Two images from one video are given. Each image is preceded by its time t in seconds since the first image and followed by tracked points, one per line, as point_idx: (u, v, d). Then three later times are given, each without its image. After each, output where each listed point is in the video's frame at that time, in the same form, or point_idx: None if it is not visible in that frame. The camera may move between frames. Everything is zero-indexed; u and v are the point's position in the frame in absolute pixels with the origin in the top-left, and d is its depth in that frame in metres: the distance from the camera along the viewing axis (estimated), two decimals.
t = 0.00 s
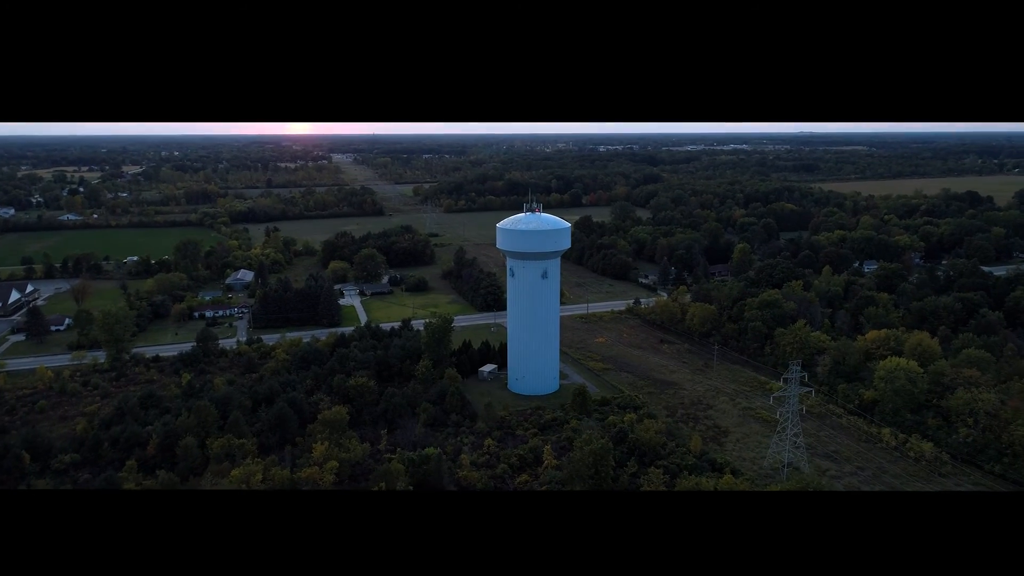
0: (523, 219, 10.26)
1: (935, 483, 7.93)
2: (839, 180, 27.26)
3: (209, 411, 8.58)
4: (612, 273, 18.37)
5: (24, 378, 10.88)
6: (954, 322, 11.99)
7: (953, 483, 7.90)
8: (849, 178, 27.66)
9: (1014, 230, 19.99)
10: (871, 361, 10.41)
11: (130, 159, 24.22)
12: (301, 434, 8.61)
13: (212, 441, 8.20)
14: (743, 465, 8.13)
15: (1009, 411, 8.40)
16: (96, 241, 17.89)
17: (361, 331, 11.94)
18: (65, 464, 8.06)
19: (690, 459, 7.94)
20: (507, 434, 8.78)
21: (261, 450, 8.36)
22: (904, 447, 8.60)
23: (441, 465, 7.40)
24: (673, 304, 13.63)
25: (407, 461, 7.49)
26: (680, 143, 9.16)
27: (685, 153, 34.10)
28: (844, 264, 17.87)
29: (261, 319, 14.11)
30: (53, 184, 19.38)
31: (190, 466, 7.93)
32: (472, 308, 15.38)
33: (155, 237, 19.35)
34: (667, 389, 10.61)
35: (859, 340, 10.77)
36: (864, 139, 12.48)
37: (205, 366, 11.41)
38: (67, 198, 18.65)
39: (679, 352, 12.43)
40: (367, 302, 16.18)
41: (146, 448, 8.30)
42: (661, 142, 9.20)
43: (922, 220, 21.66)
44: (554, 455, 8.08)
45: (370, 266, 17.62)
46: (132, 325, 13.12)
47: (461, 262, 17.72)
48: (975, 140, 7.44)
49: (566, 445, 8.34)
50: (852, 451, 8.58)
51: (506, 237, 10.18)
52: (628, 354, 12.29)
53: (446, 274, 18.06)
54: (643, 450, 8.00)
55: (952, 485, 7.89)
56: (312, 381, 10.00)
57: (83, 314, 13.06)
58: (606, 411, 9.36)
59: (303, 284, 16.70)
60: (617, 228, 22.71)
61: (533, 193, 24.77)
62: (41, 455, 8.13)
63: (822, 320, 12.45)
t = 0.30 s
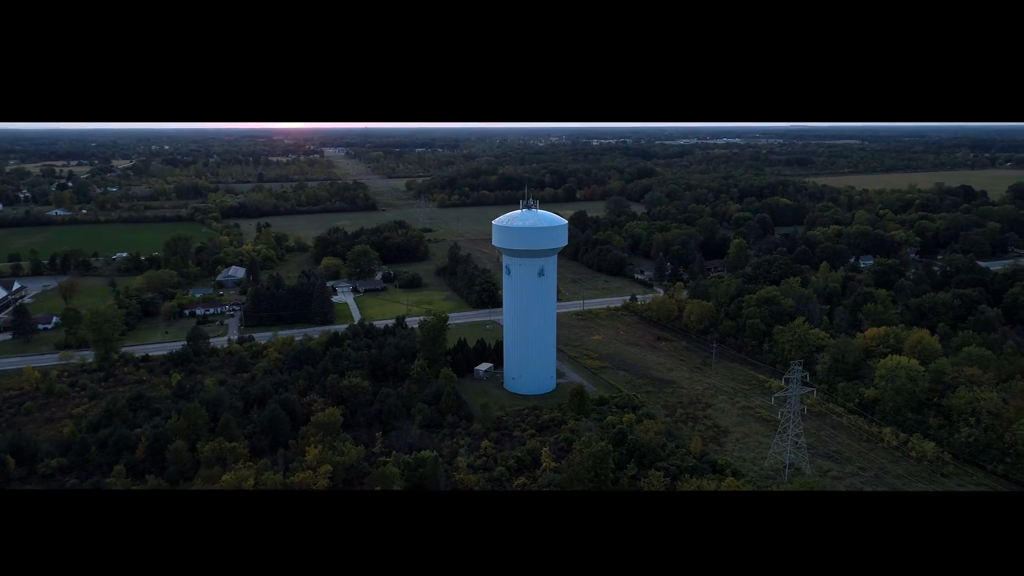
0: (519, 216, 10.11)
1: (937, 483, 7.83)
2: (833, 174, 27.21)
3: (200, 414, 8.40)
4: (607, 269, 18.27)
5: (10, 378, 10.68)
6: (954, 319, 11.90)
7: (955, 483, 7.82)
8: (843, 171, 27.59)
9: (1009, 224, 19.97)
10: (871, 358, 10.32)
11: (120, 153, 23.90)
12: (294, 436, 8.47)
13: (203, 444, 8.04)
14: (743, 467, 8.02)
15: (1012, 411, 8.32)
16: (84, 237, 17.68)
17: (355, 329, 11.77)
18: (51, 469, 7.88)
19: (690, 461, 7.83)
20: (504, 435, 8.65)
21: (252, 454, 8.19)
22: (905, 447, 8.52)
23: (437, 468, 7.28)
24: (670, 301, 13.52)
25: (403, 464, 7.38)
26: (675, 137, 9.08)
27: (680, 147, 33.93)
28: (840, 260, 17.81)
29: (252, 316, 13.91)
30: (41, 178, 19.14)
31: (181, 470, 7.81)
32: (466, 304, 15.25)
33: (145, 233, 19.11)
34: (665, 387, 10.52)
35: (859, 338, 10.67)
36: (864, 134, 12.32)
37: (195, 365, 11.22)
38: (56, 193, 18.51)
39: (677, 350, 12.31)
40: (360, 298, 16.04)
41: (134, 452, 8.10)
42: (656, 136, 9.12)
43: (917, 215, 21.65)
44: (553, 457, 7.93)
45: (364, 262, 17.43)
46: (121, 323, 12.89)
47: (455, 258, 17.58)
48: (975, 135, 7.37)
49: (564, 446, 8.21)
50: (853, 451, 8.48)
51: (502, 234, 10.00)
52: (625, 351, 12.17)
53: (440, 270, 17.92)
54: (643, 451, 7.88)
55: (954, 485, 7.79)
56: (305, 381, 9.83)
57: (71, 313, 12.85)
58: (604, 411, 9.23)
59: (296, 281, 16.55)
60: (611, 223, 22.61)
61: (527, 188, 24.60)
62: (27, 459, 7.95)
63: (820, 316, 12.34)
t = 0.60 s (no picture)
0: (514, 213, 9.94)
1: (937, 483, 7.75)
2: (824, 168, 27.17)
3: (188, 416, 8.23)
4: (600, 264, 18.14)
5: None
6: (950, 315, 11.83)
7: (955, 482, 7.73)
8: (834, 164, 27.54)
9: (1001, 218, 19.99)
10: (868, 356, 10.23)
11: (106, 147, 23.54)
12: (284, 439, 8.30)
13: (191, 448, 7.88)
14: (742, 468, 7.91)
15: (1011, 409, 8.25)
16: (70, 233, 17.41)
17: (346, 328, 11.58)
18: (34, 474, 7.68)
19: (689, 462, 7.71)
20: (499, 436, 8.50)
21: (242, 457, 8.02)
22: (904, 446, 8.43)
23: (430, 471, 7.18)
24: (665, 298, 13.40)
25: (397, 468, 7.27)
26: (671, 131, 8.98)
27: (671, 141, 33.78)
28: (833, 255, 17.75)
29: (241, 315, 13.69)
30: (25, 173, 18.82)
31: (168, 475, 7.64)
32: (459, 301, 15.07)
33: (132, 229, 18.82)
34: (660, 386, 10.41)
35: (856, 335, 10.59)
36: (860, 130, 12.18)
37: (183, 366, 11.01)
38: (40, 188, 18.40)
39: (672, 347, 12.20)
40: (351, 295, 15.84)
41: (120, 456, 7.91)
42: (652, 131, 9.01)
43: (908, 209, 21.64)
44: (550, 459, 7.79)
45: (354, 258, 17.20)
46: (106, 322, 12.64)
47: (447, 254, 17.39)
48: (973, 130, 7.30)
49: (560, 448, 8.07)
50: (852, 451, 8.38)
51: (496, 232, 9.82)
52: (619, 349, 12.05)
53: (431, 267, 17.74)
54: (640, 453, 7.75)
55: (954, 485, 7.71)
56: (295, 383, 9.65)
57: (55, 311, 12.59)
58: (600, 410, 9.10)
59: (285, 278, 16.32)
60: (604, 218, 22.48)
61: (519, 183, 24.27)
62: (10, 464, 7.76)
63: (815, 313, 12.26)
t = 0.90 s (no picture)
0: (507, 210, 9.77)
1: (937, 483, 7.67)
2: (814, 162, 27.14)
3: (175, 420, 8.03)
4: (592, 260, 18.01)
5: None
6: (944, 311, 11.80)
7: (954, 482, 7.66)
8: (824, 158, 27.50)
9: (991, 213, 20.05)
10: (864, 353, 10.16)
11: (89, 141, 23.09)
12: (273, 443, 8.12)
13: (178, 453, 7.71)
14: (740, 469, 7.82)
15: (1010, 407, 8.20)
16: (53, 230, 16.99)
17: (336, 326, 11.38)
18: (16, 481, 7.46)
19: (686, 463, 7.60)
20: (494, 438, 8.36)
21: (231, 462, 7.85)
22: (903, 445, 8.35)
23: (425, 474, 7.06)
24: (658, 294, 13.29)
25: (389, 472, 7.16)
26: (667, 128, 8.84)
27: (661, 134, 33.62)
28: (826, 250, 17.69)
29: (229, 313, 13.46)
30: (7, 169, 18.44)
31: (155, 481, 7.47)
32: (450, 298, 14.91)
33: (117, 225, 18.51)
34: (656, 384, 10.31)
35: (851, 332, 10.52)
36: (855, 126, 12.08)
37: (169, 366, 10.79)
38: (23, 183, 18.07)
39: (666, 344, 12.09)
40: (340, 293, 15.64)
41: (105, 463, 7.70)
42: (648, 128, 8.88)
43: (900, 203, 21.65)
44: (545, 461, 7.66)
45: (344, 255, 16.96)
46: (91, 322, 12.38)
47: (437, 250, 17.20)
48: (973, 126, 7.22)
49: (556, 450, 7.95)
50: (849, 450, 8.30)
51: (489, 229, 9.66)
52: (613, 347, 11.94)
53: (422, 263, 17.53)
54: (637, 454, 7.64)
55: (954, 484, 7.64)
56: (284, 384, 9.46)
57: (38, 311, 12.29)
58: (596, 410, 8.97)
59: (274, 275, 16.09)
60: (595, 213, 22.35)
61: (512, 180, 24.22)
62: None
63: (810, 310, 12.18)
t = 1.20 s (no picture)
0: (500, 207, 9.60)
1: (937, 483, 7.60)
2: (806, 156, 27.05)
3: (162, 424, 7.85)
4: (585, 256, 17.87)
5: None
6: (940, 308, 11.74)
7: (954, 482, 7.60)
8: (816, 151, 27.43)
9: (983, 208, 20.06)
10: (860, 350, 10.09)
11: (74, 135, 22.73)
12: (264, 446, 7.97)
13: (166, 458, 7.55)
14: (738, 469, 7.72)
15: (1009, 406, 8.14)
16: (37, 228, 16.92)
17: (327, 325, 11.21)
18: None
19: (685, 465, 7.49)
20: (489, 439, 8.22)
21: (220, 466, 7.70)
22: (901, 444, 8.28)
23: (419, 479, 6.94)
24: (653, 291, 13.18)
25: (382, 475, 7.05)
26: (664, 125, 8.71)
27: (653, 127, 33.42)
28: (819, 245, 17.64)
29: (218, 312, 13.24)
30: None
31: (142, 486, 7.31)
32: (443, 295, 14.76)
33: (103, 221, 18.26)
34: (651, 383, 10.21)
35: (848, 329, 10.43)
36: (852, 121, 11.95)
37: (157, 367, 10.60)
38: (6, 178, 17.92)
39: (661, 342, 11.98)
40: (331, 290, 15.45)
41: (91, 468, 7.53)
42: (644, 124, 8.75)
43: (892, 198, 21.63)
44: (542, 464, 7.54)
45: (335, 252, 16.75)
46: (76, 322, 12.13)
47: (429, 247, 17.01)
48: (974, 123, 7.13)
49: (553, 451, 7.83)
50: (848, 450, 8.23)
51: (482, 227, 9.51)
52: (608, 344, 11.84)
53: (414, 259, 17.37)
54: (635, 456, 7.54)
55: (954, 484, 7.57)
56: (275, 385, 9.29)
57: (22, 310, 12.05)
58: (592, 410, 8.86)
59: (263, 272, 15.87)
60: (588, 208, 22.23)
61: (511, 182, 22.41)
62: None
63: (806, 306, 12.09)
